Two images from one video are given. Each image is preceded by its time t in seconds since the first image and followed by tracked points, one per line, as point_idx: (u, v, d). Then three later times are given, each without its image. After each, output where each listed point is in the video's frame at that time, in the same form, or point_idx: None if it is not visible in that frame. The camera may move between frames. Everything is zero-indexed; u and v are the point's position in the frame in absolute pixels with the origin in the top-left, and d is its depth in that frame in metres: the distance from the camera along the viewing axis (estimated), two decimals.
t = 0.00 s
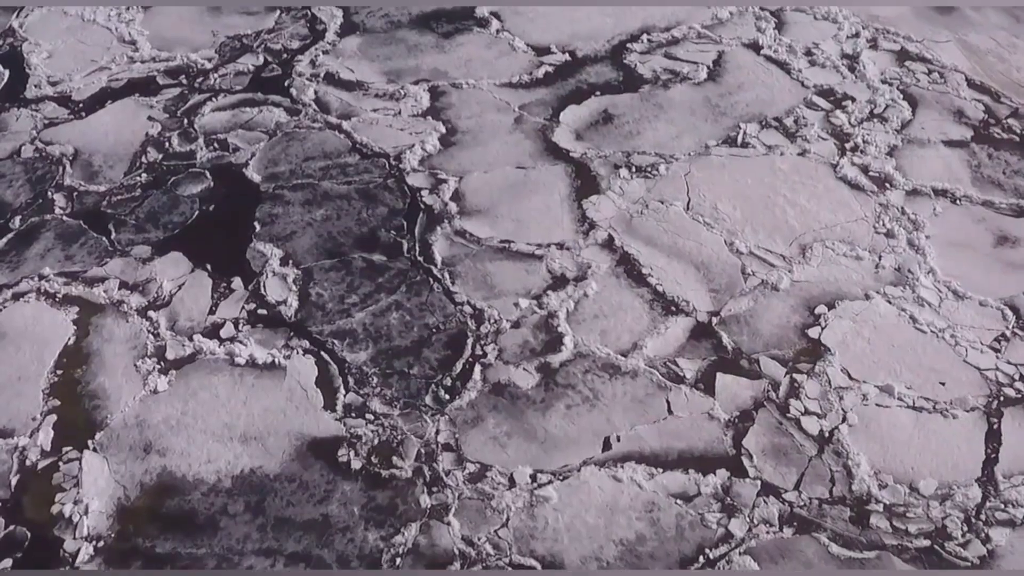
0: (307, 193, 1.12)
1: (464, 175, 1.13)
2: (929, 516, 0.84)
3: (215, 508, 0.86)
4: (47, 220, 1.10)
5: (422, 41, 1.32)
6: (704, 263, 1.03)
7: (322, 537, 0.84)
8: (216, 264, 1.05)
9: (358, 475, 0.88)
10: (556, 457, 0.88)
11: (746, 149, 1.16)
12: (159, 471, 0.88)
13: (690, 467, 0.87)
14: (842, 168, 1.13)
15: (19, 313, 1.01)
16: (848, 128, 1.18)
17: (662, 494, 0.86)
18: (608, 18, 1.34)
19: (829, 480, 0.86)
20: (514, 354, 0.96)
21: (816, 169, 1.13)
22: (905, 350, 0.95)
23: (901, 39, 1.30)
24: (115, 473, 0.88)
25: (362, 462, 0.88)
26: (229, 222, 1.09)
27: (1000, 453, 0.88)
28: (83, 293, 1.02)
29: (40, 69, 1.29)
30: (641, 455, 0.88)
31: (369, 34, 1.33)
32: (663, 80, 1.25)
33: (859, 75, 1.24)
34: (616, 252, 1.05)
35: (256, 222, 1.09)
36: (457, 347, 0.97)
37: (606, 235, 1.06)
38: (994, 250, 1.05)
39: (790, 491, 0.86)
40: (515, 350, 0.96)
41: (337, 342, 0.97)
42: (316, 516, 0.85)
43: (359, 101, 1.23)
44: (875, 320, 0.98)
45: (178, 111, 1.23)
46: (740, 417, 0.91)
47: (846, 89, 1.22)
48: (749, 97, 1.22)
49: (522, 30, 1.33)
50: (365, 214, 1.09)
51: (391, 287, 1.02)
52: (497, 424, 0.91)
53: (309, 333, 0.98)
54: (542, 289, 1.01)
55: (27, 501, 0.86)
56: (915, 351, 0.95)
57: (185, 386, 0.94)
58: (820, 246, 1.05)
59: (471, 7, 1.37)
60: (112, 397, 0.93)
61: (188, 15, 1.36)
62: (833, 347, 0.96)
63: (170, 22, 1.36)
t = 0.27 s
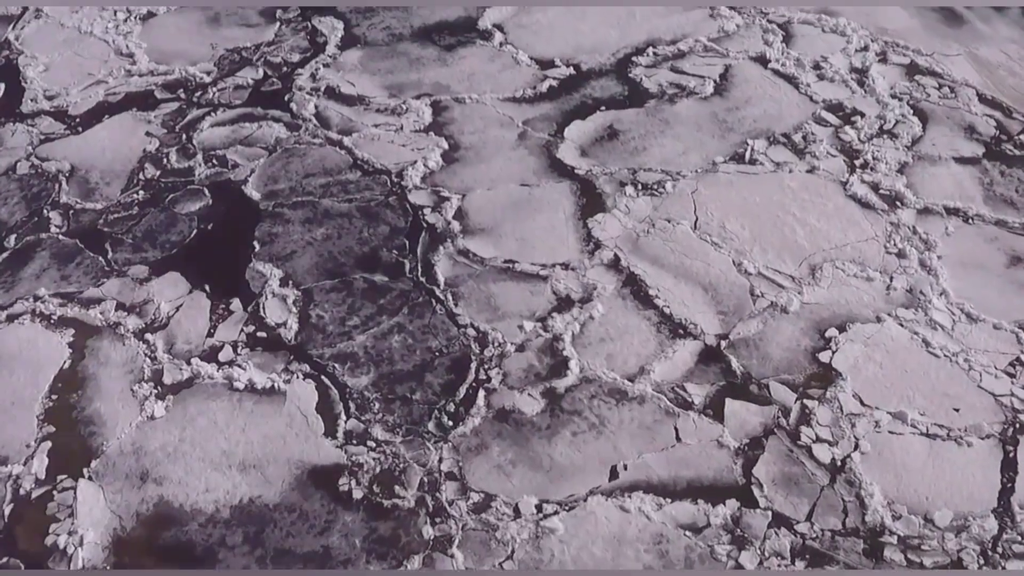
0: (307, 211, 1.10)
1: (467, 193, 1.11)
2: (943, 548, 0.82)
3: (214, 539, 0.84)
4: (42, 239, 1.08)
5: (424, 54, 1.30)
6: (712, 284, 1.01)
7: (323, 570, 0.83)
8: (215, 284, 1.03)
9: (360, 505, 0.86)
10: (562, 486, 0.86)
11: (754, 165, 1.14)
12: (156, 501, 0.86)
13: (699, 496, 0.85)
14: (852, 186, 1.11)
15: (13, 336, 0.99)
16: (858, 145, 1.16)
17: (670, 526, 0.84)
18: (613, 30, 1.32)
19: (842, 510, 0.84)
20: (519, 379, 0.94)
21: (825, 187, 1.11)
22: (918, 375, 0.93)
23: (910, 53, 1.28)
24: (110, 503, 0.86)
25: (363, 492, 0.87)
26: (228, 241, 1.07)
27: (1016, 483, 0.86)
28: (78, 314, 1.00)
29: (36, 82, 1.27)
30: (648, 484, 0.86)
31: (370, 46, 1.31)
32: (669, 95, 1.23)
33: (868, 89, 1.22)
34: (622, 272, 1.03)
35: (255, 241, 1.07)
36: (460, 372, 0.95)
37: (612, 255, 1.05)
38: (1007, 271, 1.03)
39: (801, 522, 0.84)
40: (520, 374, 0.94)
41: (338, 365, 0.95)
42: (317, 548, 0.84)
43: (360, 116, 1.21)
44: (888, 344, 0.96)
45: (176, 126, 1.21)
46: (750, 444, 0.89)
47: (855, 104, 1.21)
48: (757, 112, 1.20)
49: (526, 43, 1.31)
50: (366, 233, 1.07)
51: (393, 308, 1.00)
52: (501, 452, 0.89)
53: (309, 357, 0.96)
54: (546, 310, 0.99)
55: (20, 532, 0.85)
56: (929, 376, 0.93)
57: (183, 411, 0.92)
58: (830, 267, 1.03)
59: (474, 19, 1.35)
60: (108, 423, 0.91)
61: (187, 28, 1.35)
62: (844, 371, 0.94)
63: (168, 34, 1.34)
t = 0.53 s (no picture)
0: (307, 229, 1.08)
1: (471, 211, 1.09)
2: None
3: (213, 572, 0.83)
4: (38, 259, 1.06)
5: (426, 67, 1.28)
6: (720, 306, 1.00)
7: None
8: (213, 306, 1.01)
9: (362, 536, 0.84)
10: (569, 516, 0.84)
11: (762, 183, 1.12)
12: (154, 531, 0.84)
13: (708, 527, 0.84)
14: (862, 204, 1.09)
15: (8, 359, 0.97)
16: (867, 161, 1.14)
17: (679, 558, 0.82)
18: (618, 43, 1.31)
19: (855, 542, 0.83)
20: (524, 404, 0.92)
21: (834, 205, 1.09)
22: (932, 401, 0.91)
23: (920, 66, 1.26)
24: (107, 534, 0.84)
25: (365, 522, 0.85)
26: (227, 261, 1.05)
27: None
28: (74, 337, 0.99)
29: (32, 96, 1.25)
30: (657, 515, 0.84)
31: (371, 59, 1.29)
32: (675, 109, 1.21)
33: (878, 104, 1.20)
34: (629, 294, 1.01)
35: (255, 260, 1.05)
36: (464, 397, 0.93)
37: (618, 275, 1.03)
38: (1021, 292, 1.01)
39: (813, 555, 0.82)
40: (525, 400, 0.92)
41: (339, 390, 0.93)
42: None
43: (361, 131, 1.19)
44: (900, 368, 0.94)
45: (174, 141, 1.19)
46: (760, 473, 0.87)
47: (864, 119, 1.19)
48: (765, 127, 1.18)
49: (529, 56, 1.29)
50: (368, 253, 1.05)
51: (395, 331, 0.98)
52: (506, 481, 0.87)
53: (310, 381, 0.94)
54: (552, 333, 0.98)
55: (15, 564, 0.83)
56: (943, 402, 0.91)
57: (181, 438, 0.90)
58: (841, 288, 1.01)
59: (477, 32, 1.33)
60: (104, 451, 0.89)
61: (185, 40, 1.33)
62: (856, 397, 0.92)
63: (166, 47, 1.32)
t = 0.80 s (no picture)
0: (307, 249, 1.06)
1: (474, 230, 1.07)
2: None
3: None
4: (33, 279, 1.04)
5: (428, 81, 1.26)
6: (728, 328, 0.98)
7: None
8: (211, 328, 0.99)
9: (364, 568, 0.82)
10: (575, 548, 0.83)
11: (770, 201, 1.10)
12: (151, 564, 0.83)
13: (718, 560, 0.82)
14: (872, 223, 1.07)
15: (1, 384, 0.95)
16: (877, 178, 1.12)
17: None
18: (622, 56, 1.29)
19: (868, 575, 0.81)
20: (529, 431, 0.90)
21: (844, 224, 1.07)
22: (946, 428, 0.89)
23: (929, 80, 1.24)
24: (103, 566, 0.83)
25: (367, 554, 0.83)
26: (225, 281, 1.03)
27: None
28: (70, 360, 0.97)
29: (28, 111, 1.23)
30: (665, 546, 0.83)
31: (372, 73, 1.27)
32: (681, 124, 1.19)
33: (887, 119, 1.19)
34: (635, 315, 0.99)
35: (254, 280, 1.03)
36: (468, 423, 0.91)
37: (624, 296, 1.01)
38: None
39: None
40: (530, 426, 0.90)
41: (339, 416, 0.91)
42: None
43: (362, 146, 1.17)
44: (913, 394, 0.92)
45: (172, 157, 1.17)
46: (771, 503, 0.85)
47: (874, 135, 1.17)
48: (773, 143, 1.16)
49: (533, 69, 1.27)
50: (369, 273, 1.04)
51: (397, 354, 0.96)
52: (511, 511, 0.85)
53: (310, 406, 0.92)
54: (557, 356, 0.96)
55: None
56: (957, 429, 0.89)
57: (178, 466, 0.88)
58: (851, 310, 0.99)
59: (479, 44, 1.31)
60: (100, 479, 0.88)
61: (183, 53, 1.31)
62: (868, 423, 0.90)
63: (164, 60, 1.30)
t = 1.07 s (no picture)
0: (307, 268, 1.04)
1: (477, 249, 1.05)
2: None
3: None
4: (28, 299, 1.02)
5: (430, 94, 1.24)
6: (737, 352, 0.96)
7: None
8: (209, 351, 0.97)
9: None
10: None
11: (779, 219, 1.08)
12: None
13: None
14: (883, 242, 1.05)
15: None
16: (888, 196, 1.10)
17: None
18: (627, 69, 1.27)
19: None
20: (534, 458, 0.88)
21: (854, 243, 1.05)
22: (961, 456, 0.87)
23: (939, 95, 1.22)
24: None
25: None
26: (224, 302, 1.01)
27: None
28: (65, 384, 0.95)
29: (24, 125, 1.21)
30: None
31: (374, 86, 1.25)
32: (688, 140, 1.17)
33: (897, 135, 1.17)
34: (642, 338, 0.97)
35: (253, 301, 1.01)
36: (471, 450, 0.89)
37: (631, 318, 0.99)
38: None
39: None
40: (535, 453, 0.89)
41: (341, 442, 0.90)
42: None
43: (363, 162, 1.15)
44: (926, 420, 0.90)
45: (170, 173, 1.15)
46: (781, 534, 0.84)
47: (884, 151, 1.15)
48: (781, 159, 1.14)
49: (537, 83, 1.25)
50: (370, 293, 1.02)
51: (399, 378, 0.94)
52: (516, 542, 0.84)
53: (310, 433, 0.90)
54: (562, 381, 0.94)
55: None
56: (972, 457, 0.88)
57: (176, 494, 0.87)
58: (862, 332, 0.97)
59: (482, 57, 1.29)
60: (97, 508, 0.86)
61: (182, 65, 1.29)
62: (881, 451, 0.88)
63: (162, 73, 1.28)
